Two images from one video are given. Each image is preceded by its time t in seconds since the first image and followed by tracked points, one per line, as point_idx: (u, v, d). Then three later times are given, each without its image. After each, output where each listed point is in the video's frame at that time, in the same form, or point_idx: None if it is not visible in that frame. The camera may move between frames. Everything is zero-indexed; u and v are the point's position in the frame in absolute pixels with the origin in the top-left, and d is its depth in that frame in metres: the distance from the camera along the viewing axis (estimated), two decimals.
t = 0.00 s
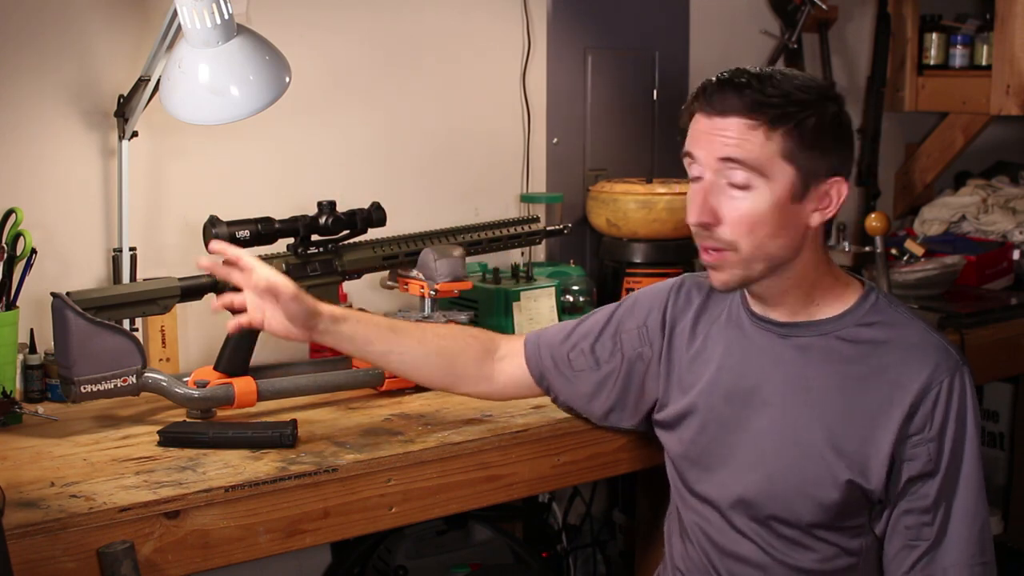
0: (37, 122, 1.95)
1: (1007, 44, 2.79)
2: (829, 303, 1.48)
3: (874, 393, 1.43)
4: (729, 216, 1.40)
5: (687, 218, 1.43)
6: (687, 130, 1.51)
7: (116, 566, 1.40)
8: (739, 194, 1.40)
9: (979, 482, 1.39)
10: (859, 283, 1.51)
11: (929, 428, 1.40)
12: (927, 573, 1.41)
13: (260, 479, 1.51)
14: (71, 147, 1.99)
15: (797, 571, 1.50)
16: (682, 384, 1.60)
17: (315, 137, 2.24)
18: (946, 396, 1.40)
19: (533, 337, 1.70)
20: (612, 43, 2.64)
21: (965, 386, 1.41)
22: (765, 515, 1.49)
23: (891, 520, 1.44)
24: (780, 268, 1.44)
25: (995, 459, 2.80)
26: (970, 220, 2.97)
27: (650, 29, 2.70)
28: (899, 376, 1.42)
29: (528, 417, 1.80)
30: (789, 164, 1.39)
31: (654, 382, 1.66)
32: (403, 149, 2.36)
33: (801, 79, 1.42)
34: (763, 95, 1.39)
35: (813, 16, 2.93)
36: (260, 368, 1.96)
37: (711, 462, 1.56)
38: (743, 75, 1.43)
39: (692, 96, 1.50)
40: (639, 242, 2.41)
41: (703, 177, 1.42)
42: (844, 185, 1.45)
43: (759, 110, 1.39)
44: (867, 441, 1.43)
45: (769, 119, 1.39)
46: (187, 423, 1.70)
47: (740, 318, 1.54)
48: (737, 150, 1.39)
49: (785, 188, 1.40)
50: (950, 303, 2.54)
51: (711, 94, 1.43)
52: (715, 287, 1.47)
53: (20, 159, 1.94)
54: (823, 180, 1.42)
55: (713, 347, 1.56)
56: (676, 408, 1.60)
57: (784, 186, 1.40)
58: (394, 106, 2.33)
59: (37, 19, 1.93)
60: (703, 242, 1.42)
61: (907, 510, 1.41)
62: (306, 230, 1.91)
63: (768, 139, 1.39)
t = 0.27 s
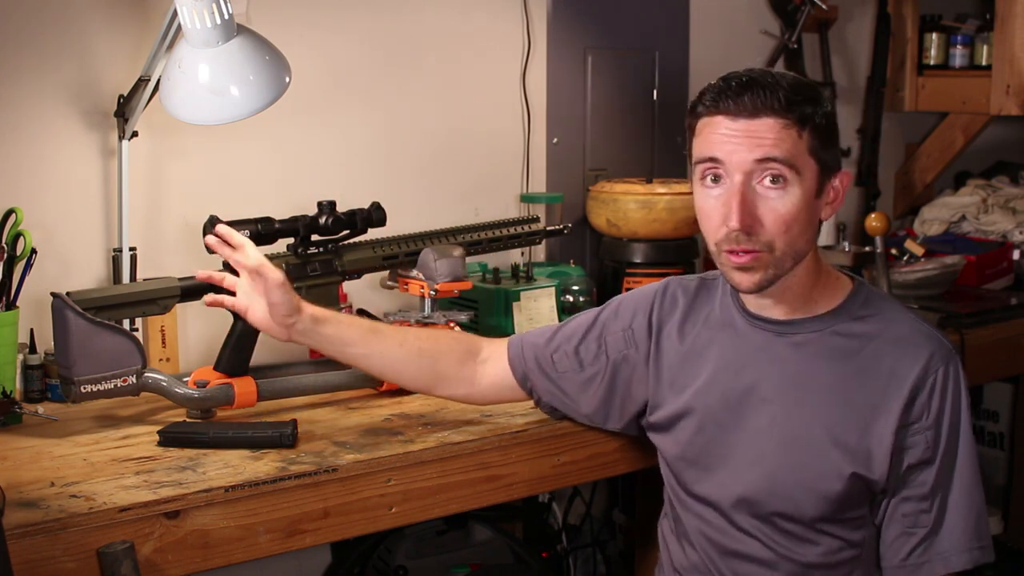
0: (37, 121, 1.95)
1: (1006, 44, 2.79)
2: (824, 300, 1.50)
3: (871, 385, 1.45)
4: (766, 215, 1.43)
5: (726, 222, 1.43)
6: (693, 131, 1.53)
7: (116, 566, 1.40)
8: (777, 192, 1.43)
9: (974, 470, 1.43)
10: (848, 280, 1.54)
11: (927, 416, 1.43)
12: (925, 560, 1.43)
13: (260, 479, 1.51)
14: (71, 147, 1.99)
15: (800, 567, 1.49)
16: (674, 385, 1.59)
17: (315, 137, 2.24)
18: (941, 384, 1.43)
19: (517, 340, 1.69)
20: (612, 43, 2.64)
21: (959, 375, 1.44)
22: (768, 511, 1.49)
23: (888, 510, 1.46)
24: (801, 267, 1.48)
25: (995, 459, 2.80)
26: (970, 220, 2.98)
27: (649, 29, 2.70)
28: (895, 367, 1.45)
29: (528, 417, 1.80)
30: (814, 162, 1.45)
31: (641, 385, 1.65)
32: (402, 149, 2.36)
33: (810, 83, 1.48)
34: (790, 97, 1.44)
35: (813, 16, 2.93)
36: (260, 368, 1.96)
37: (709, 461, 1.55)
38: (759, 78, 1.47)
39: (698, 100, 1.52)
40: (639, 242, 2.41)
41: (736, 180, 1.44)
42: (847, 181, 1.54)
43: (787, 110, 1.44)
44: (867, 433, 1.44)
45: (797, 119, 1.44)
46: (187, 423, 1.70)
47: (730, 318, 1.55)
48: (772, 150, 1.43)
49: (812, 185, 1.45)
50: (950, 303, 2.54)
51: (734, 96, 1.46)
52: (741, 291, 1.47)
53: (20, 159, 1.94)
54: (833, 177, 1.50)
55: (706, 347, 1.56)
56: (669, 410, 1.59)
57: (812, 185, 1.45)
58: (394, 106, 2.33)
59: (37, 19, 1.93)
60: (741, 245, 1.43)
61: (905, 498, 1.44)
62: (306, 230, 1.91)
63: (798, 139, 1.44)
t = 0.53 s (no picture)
0: (37, 121, 1.95)
1: (1007, 44, 2.79)
2: (818, 296, 1.50)
3: (865, 381, 1.45)
4: (753, 203, 1.43)
5: (711, 207, 1.43)
6: (691, 120, 1.54)
7: (116, 566, 1.40)
8: (765, 180, 1.44)
9: (968, 465, 1.44)
10: (843, 277, 1.54)
11: (921, 412, 1.43)
12: (920, 556, 1.44)
13: (260, 479, 1.51)
14: (71, 147, 1.99)
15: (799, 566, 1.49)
16: (669, 385, 1.59)
17: (314, 137, 2.24)
18: (935, 380, 1.44)
19: (516, 344, 1.69)
20: (612, 43, 2.64)
21: (953, 370, 1.45)
22: (765, 510, 1.49)
23: (884, 507, 1.47)
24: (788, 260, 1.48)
25: (995, 459, 2.80)
26: (970, 220, 2.98)
27: (650, 30, 2.70)
28: (889, 364, 1.45)
29: (528, 417, 1.80)
30: (805, 155, 1.46)
31: (636, 386, 1.65)
32: (402, 149, 2.36)
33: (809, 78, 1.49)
34: (785, 88, 1.45)
35: (813, 16, 2.93)
36: (260, 368, 1.96)
37: (705, 460, 1.55)
38: (757, 69, 1.48)
39: (698, 88, 1.52)
40: (639, 242, 2.41)
41: (725, 166, 1.45)
42: (844, 180, 1.53)
43: (781, 101, 1.44)
44: (862, 430, 1.44)
45: (790, 110, 1.45)
46: (187, 424, 1.70)
47: (725, 317, 1.55)
48: (763, 138, 1.44)
49: (803, 178, 1.45)
50: (951, 303, 2.54)
51: (731, 84, 1.47)
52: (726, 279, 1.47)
53: (20, 159, 1.94)
54: (826, 173, 1.50)
55: (701, 346, 1.56)
56: (664, 409, 1.59)
57: (802, 177, 1.45)
58: (394, 105, 2.33)
59: (37, 19, 1.93)
60: (725, 231, 1.43)
61: (901, 495, 1.45)
62: (306, 230, 1.91)
63: (790, 130, 1.45)
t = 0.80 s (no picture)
0: (37, 122, 1.95)
1: (1007, 44, 2.79)
2: (819, 297, 1.50)
3: (865, 383, 1.45)
4: (766, 199, 1.43)
5: (726, 202, 1.43)
6: (697, 117, 1.54)
7: (116, 566, 1.40)
8: (777, 177, 1.44)
9: (969, 467, 1.43)
10: (843, 279, 1.54)
11: (920, 413, 1.43)
12: (921, 558, 1.43)
13: (260, 479, 1.51)
14: (71, 147, 1.99)
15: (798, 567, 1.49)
16: (670, 384, 1.59)
17: (315, 137, 2.24)
18: (935, 381, 1.43)
19: (520, 342, 1.71)
20: (612, 43, 2.64)
21: (953, 372, 1.44)
22: (764, 511, 1.49)
23: (884, 508, 1.46)
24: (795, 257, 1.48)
25: (995, 459, 2.80)
26: (970, 220, 2.98)
27: (650, 29, 2.70)
28: (889, 365, 1.45)
29: (528, 418, 1.80)
30: (816, 153, 1.46)
31: (637, 386, 1.64)
32: (402, 149, 2.36)
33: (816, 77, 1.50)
34: (797, 86, 1.46)
35: (813, 16, 2.93)
36: (260, 368, 1.96)
37: (704, 460, 1.55)
38: (768, 67, 1.48)
39: (705, 86, 1.53)
40: (639, 242, 2.41)
41: (737, 162, 1.44)
42: (846, 181, 1.54)
43: (793, 99, 1.45)
44: (862, 431, 1.44)
45: (802, 109, 1.45)
46: (187, 424, 1.70)
47: (725, 318, 1.55)
48: (776, 135, 1.44)
49: (813, 176, 1.46)
50: (951, 303, 2.54)
51: (743, 81, 1.47)
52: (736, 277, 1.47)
53: (20, 159, 1.94)
54: (833, 174, 1.51)
55: (701, 347, 1.56)
56: (664, 409, 1.59)
57: (812, 174, 1.46)
58: (394, 105, 2.33)
59: (37, 19, 1.93)
60: (738, 227, 1.43)
61: (900, 496, 1.44)
62: (306, 230, 1.91)
63: (802, 128, 1.45)
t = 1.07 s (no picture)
0: (37, 122, 1.95)
1: (1007, 44, 2.79)
2: (824, 300, 1.50)
3: (870, 386, 1.44)
4: (768, 201, 1.44)
5: (727, 204, 1.43)
6: (704, 116, 1.54)
7: (116, 566, 1.40)
8: (780, 179, 1.44)
9: (973, 471, 1.42)
10: (849, 281, 1.54)
11: (925, 418, 1.42)
12: (924, 563, 1.42)
13: (260, 479, 1.51)
14: (71, 147, 1.99)
15: (800, 569, 1.50)
16: (675, 385, 1.59)
17: (315, 137, 2.24)
18: (940, 386, 1.43)
19: (525, 341, 1.71)
20: (613, 43, 2.64)
21: (958, 376, 1.44)
22: (767, 512, 1.49)
23: (887, 512, 1.46)
24: (798, 258, 1.48)
25: (995, 459, 2.80)
26: (970, 220, 2.98)
27: (650, 29, 2.70)
28: (894, 370, 1.44)
29: (528, 418, 1.80)
30: (820, 155, 1.46)
31: (642, 386, 1.64)
32: (402, 149, 2.36)
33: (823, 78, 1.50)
34: (803, 87, 1.45)
35: (813, 16, 2.93)
36: (260, 368, 1.96)
37: (707, 461, 1.55)
38: (775, 67, 1.48)
39: (712, 85, 1.52)
40: (639, 242, 2.41)
41: (740, 163, 1.45)
42: (854, 182, 1.54)
43: (798, 100, 1.45)
44: (866, 434, 1.44)
45: (808, 110, 1.45)
46: (187, 424, 1.70)
47: (731, 318, 1.55)
48: (780, 136, 1.44)
49: (816, 178, 1.46)
50: (951, 303, 2.54)
51: (748, 81, 1.47)
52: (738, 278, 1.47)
53: (20, 159, 1.94)
54: (839, 175, 1.51)
55: (706, 348, 1.56)
56: (669, 409, 1.59)
57: (816, 176, 1.46)
58: (394, 105, 2.33)
59: (37, 19, 1.93)
60: (738, 228, 1.43)
61: (904, 501, 1.43)
62: (306, 230, 1.91)
63: (807, 129, 1.45)
